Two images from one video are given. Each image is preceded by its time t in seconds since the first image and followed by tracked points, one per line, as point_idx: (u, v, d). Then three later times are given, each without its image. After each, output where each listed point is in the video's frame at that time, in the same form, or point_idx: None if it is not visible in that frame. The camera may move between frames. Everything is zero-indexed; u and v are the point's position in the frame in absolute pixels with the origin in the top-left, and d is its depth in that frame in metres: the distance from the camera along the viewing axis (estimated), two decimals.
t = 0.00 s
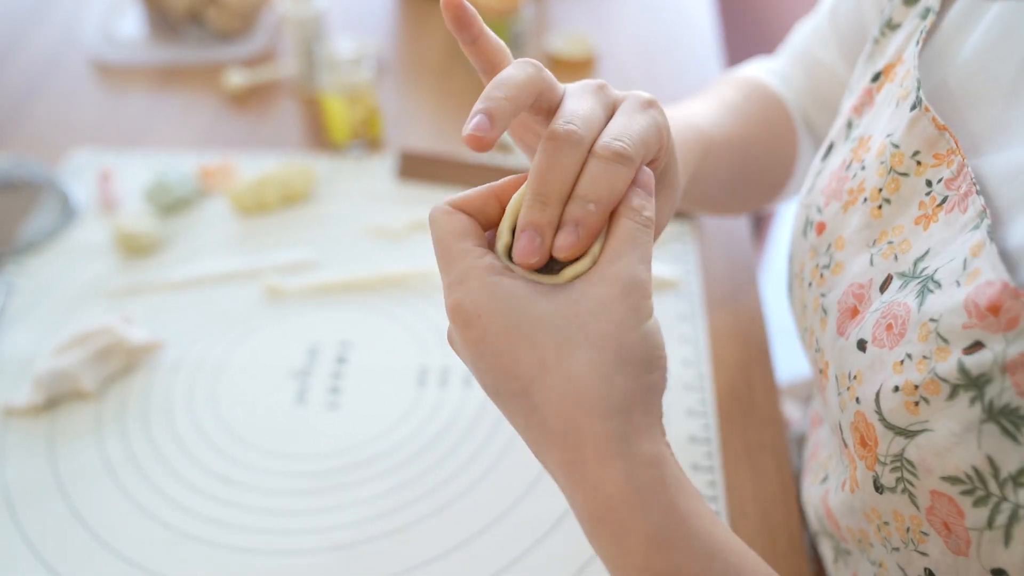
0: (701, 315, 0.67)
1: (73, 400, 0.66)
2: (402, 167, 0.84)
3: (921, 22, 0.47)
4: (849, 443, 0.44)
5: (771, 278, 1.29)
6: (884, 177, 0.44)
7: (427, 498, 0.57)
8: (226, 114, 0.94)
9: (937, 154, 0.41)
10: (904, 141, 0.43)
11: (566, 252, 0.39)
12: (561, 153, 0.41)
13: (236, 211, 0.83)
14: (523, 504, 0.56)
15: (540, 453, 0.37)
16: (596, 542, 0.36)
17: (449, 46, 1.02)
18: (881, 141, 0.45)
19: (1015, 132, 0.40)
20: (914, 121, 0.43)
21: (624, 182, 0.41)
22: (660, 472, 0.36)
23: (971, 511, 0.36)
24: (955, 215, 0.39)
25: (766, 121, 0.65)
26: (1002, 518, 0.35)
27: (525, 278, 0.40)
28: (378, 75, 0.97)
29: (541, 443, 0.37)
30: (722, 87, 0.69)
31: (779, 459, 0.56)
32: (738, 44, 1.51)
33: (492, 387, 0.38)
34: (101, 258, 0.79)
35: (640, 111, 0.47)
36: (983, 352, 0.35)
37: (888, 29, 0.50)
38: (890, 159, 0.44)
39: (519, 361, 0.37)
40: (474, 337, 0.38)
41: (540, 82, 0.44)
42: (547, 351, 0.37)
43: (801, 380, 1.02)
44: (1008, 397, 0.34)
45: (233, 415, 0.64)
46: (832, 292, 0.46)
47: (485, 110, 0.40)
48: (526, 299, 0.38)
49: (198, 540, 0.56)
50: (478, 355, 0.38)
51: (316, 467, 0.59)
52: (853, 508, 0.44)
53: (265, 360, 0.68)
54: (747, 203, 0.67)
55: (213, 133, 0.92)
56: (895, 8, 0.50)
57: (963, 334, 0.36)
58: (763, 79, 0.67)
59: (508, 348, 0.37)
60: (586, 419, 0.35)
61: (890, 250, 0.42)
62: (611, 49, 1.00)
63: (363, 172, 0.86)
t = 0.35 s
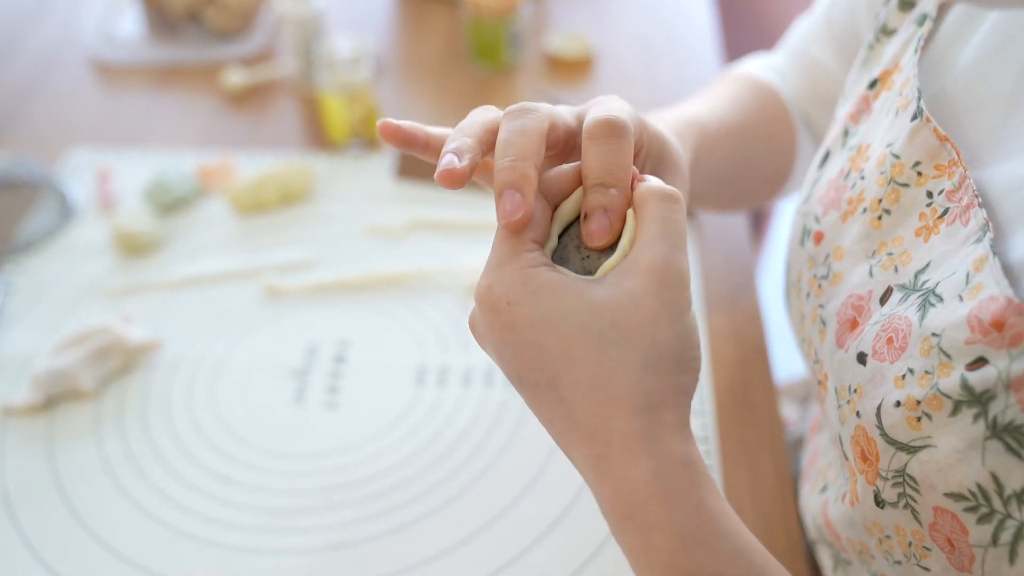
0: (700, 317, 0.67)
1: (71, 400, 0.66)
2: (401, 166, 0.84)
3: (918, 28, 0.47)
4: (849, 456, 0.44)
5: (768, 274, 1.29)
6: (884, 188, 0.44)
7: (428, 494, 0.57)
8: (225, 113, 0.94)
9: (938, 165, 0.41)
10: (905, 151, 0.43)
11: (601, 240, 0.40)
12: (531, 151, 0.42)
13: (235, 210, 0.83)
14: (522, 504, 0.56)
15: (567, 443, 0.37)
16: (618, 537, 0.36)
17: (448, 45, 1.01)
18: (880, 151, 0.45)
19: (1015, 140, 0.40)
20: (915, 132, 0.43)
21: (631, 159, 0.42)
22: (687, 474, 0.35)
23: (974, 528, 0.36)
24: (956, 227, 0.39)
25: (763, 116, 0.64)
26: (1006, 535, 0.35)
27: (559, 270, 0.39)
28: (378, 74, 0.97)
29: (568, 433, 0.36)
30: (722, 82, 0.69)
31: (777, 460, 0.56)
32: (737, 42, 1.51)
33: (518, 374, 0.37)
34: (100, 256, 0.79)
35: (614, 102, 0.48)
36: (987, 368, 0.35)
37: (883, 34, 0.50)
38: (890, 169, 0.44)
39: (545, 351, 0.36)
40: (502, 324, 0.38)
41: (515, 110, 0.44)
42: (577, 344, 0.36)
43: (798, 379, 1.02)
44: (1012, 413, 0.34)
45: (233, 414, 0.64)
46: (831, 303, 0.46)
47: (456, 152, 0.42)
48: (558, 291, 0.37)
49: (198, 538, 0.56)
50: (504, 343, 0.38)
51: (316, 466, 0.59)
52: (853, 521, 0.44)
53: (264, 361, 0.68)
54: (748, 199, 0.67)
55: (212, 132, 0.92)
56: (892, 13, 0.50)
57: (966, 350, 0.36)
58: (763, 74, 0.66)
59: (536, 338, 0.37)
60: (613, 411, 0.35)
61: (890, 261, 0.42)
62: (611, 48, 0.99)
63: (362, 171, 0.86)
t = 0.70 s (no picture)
0: (695, 318, 0.67)
1: (66, 401, 0.66)
2: (396, 166, 0.84)
3: (902, 39, 0.47)
4: (841, 467, 0.44)
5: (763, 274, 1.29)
6: (870, 198, 0.44)
7: (423, 494, 0.57)
8: (220, 113, 0.94)
9: (923, 173, 0.41)
10: (890, 160, 0.43)
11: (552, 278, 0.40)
12: (542, 137, 0.41)
13: (229, 210, 0.82)
14: (518, 505, 0.55)
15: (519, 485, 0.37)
16: None
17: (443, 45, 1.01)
18: (866, 160, 0.45)
19: (1006, 144, 0.40)
20: (899, 140, 0.43)
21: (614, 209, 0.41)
22: (634, 514, 0.35)
23: (967, 538, 0.36)
24: (942, 236, 0.39)
25: (754, 130, 0.65)
26: (999, 545, 0.35)
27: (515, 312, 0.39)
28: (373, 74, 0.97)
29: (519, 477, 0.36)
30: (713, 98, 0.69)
31: (772, 462, 0.56)
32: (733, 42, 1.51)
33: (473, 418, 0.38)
34: (94, 256, 0.79)
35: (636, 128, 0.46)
36: (978, 377, 0.35)
37: (868, 45, 0.51)
38: (876, 178, 0.44)
39: (495, 397, 0.37)
40: (454, 369, 0.38)
41: (552, 95, 0.43)
42: (524, 390, 0.36)
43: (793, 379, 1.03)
44: (1003, 423, 0.34)
45: (228, 414, 0.63)
46: (821, 313, 0.46)
47: (467, 103, 0.41)
48: (502, 334, 0.37)
49: (193, 540, 0.55)
50: (458, 387, 0.38)
51: (311, 467, 0.59)
52: (845, 531, 0.44)
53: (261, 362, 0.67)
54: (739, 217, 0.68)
55: (207, 132, 0.92)
56: (876, 24, 0.50)
57: (957, 359, 0.36)
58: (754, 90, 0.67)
59: (484, 384, 0.37)
60: (559, 458, 0.35)
61: (879, 270, 0.42)
62: (607, 48, 0.99)
63: (357, 171, 0.86)
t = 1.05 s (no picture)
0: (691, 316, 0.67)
1: (62, 400, 0.65)
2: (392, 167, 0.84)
3: (896, 33, 0.48)
4: (835, 463, 0.44)
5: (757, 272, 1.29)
6: (866, 195, 0.44)
7: (419, 493, 0.57)
8: (217, 113, 0.94)
9: (919, 172, 0.41)
10: (886, 158, 0.43)
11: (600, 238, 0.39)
12: (506, 151, 0.41)
13: (226, 210, 0.82)
14: (514, 504, 0.55)
15: (559, 426, 0.37)
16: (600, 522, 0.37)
17: (440, 45, 1.01)
18: (862, 157, 0.45)
19: (997, 141, 0.40)
20: (896, 138, 0.43)
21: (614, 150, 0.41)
22: (676, 467, 0.35)
23: (959, 533, 0.36)
24: (938, 234, 0.39)
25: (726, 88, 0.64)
26: (992, 541, 0.35)
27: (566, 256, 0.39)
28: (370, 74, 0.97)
29: (560, 419, 0.37)
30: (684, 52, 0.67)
31: (767, 459, 0.57)
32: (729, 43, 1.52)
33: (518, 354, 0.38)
34: (91, 256, 0.79)
35: (584, 84, 0.48)
36: (969, 374, 0.35)
37: (863, 40, 0.51)
38: (872, 176, 0.44)
39: (546, 336, 0.37)
40: (505, 303, 0.38)
41: (484, 115, 0.44)
42: (577, 335, 0.36)
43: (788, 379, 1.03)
44: (995, 419, 0.34)
45: (224, 413, 0.63)
46: (816, 309, 0.46)
47: (436, 178, 0.42)
48: (562, 277, 0.37)
49: (191, 539, 0.55)
50: (507, 321, 0.38)
51: (307, 466, 0.59)
52: (839, 526, 0.44)
53: (257, 362, 0.67)
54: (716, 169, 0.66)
55: (204, 132, 0.91)
56: (871, 18, 0.50)
57: (948, 356, 0.36)
58: (722, 44, 0.66)
59: (536, 323, 0.37)
60: (606, 406, 0.35)
61: (874, 268, 0.42)
62: (603, 48, 0.99)
63: (354, 171, 0.86)
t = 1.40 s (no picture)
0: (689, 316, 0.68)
1: (60, 401, 0.65)
2: (389, 168, 0.83)
3: (889, 31, 0.48)
4: (834, 458, 0.44)
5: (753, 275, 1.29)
6: (860, 190, 0.44)
7: (418, 493, 0.57)
8: (215, 113, 0.94)
9: (911, 165, 0.41)
10: (879, 152, 0.43)
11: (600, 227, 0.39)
12: (528, 123, 0.42)
13: (223, 210, 0.82)
14: (512, 504, 0.55)
15: (559, 420, 0.37)
16: (602, 517, 0.37)
17: (438, 46, 1.01)
18: (855, 153, 0.46)
19: (992, 136, 0.40)
20: (887, 132, 0.43)
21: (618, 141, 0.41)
22: (683, 453, 0.35)
23: (959, 526, 0.36)
24: (932, 226, 0.39)
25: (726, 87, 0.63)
26: (991, 533, 0.35)
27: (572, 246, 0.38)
28: (367, 75, 0.97)
29: (563, 413, 0.37)
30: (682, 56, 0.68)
31: (765, 459, 0.57)
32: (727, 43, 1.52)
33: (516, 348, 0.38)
34: (89, 257, 0.78)
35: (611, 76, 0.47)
36: (969, 367, 0.35)
37: (856, 38, 0.51)
38: (865, 171, 0.44)
39: (550, 327, 0.36)
40: (507, 293, 0.38)
41: (509, 86, 0.44)
42: (585, 322, 0.36)
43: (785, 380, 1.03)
44: (995, 412, 0.34)
45: (221, 414, 0.63)
46: (812, 306, 0.46)
47: (453, 137, 0.42)
48: (567, 266, 0.37)
49: (189, 538, 0.55)
50: (508, 312, 0.38)
51: (304, 467, 0.59)
52: (838, 522, 0.44)
53: (254, 362, 0.67)
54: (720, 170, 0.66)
55: (202, 133, 0.91)
56: (864, 17, 0.50)
57: (947, 349, 0.36)
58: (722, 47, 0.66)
59: (540, 313, 0.37)
60: (614, 394, 0.35)
61: (869, 262, 0.42)
62: (601, 49, 0.99)
63: (351, 171, 0.86)
